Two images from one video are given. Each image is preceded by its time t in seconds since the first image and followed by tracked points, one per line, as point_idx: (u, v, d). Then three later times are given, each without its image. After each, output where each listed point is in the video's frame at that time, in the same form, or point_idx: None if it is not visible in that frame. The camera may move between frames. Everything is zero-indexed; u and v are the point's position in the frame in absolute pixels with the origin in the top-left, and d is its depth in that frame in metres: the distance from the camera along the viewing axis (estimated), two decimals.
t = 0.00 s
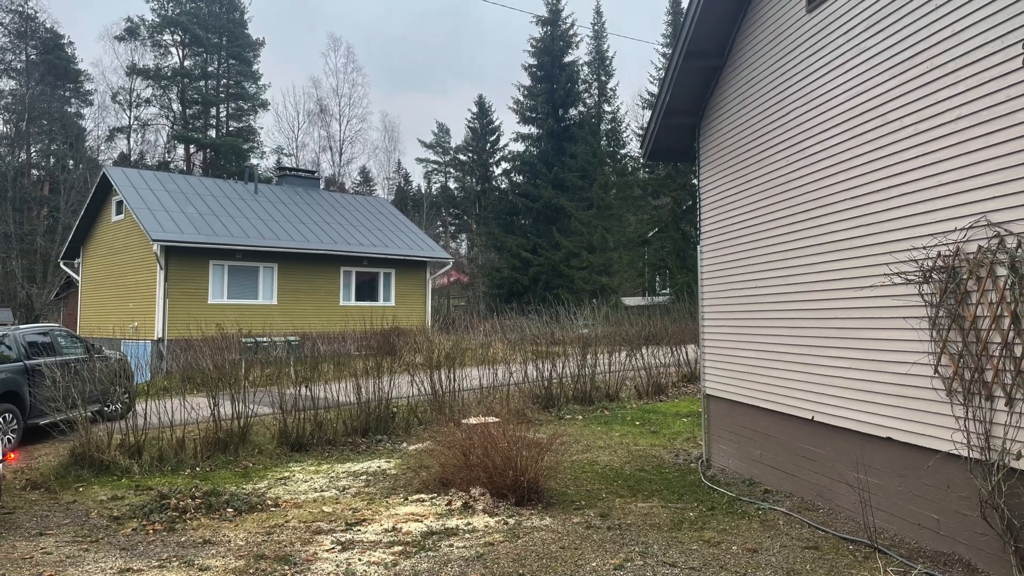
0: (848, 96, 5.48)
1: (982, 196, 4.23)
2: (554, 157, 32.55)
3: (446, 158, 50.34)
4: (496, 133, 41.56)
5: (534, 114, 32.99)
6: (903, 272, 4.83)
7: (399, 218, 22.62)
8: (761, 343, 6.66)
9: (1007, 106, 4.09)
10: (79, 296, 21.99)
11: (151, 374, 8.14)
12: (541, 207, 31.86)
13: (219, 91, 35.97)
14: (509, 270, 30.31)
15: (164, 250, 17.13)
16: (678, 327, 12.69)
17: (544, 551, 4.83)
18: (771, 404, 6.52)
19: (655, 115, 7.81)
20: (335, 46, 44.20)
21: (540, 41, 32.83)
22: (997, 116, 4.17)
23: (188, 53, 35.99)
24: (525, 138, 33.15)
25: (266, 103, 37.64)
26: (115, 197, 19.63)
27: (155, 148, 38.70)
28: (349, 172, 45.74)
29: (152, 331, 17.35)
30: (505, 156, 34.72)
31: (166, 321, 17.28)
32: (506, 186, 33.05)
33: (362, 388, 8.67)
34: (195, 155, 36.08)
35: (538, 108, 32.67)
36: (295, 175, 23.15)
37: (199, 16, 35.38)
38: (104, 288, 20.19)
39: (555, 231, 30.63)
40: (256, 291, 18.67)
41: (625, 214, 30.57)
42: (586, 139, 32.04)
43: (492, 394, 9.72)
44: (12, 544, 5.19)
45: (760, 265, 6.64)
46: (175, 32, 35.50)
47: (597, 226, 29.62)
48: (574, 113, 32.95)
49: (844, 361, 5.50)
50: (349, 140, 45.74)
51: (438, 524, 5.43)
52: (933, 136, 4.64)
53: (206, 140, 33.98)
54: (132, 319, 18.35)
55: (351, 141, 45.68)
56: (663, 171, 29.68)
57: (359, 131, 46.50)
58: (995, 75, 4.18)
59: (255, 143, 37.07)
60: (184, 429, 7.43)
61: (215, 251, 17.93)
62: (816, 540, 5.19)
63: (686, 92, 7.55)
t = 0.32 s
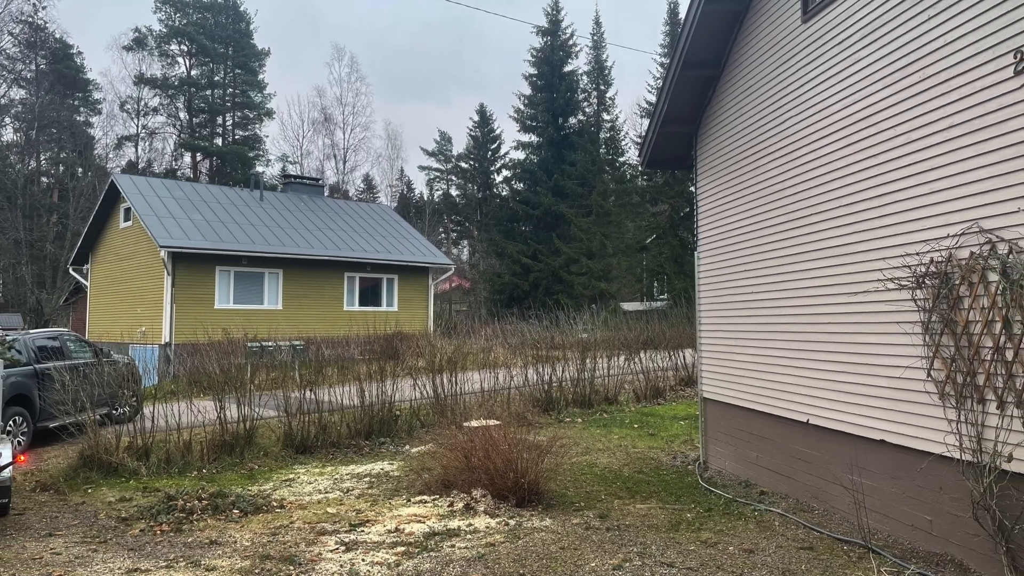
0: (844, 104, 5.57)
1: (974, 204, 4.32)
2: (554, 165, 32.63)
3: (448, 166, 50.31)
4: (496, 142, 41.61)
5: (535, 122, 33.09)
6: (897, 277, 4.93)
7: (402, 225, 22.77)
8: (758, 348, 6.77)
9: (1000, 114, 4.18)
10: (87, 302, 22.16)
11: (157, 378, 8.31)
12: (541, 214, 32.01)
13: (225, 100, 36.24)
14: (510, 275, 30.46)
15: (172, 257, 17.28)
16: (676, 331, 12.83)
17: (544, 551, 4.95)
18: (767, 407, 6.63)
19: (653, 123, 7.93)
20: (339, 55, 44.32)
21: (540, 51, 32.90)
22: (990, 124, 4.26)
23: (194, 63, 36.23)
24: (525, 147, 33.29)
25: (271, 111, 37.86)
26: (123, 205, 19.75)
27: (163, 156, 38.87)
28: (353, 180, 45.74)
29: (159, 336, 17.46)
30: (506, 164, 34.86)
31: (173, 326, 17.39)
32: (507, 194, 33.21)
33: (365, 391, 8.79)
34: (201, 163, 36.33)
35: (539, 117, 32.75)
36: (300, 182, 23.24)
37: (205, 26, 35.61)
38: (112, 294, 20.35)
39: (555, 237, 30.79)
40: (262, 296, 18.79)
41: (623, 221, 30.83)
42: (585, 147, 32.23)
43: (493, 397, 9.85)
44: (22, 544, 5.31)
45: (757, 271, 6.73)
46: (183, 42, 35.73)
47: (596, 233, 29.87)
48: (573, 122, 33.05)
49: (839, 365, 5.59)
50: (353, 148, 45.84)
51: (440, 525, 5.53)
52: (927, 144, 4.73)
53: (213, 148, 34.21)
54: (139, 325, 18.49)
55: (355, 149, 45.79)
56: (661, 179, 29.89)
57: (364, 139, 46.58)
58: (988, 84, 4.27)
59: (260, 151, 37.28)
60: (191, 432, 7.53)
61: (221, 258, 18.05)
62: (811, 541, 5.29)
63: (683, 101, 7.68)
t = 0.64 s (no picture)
0: (840, 112, 5.66)
1: (965, 211, 4.40)
2: (554, 173, 32.82)
3: (450, 173, 50.63)
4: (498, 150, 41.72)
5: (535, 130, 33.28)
6: (890, 282, 5.02)
7: (404, 230, 22.91)
8: (755, 352, 6.88)
9: (990, 124, 4.26)
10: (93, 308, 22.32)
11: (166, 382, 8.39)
12: (542, 220, 32.14)
13: (231, 108, 36.44)
14: (511, 281, 30.62)
15: (178, 262, 17.41)
16: (673, 336, 12.94)
17: (544, 551, 5.05)
18: (764, 410, 6.73)
19: (651, 132, 8.07)
20: (342, 63, 44.57)
21: (540, 61, 33.01)
22: (980, 132, 4.34)
23: (201, 72, 36.40)
24: (526, 154, 33.45)
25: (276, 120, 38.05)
26: (130, 211, 19.89)
27: (170, 164, 39.05)
28: (356, 187, 45.95)
29: (166, 340, 17.58)
30: (507, 172, 35.04)
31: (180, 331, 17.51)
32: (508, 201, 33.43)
33: (369, 395, 8.90)
34: (208, 171, 36.54)
35: (539, 125, 32.94)
36: (305, 190, 23.23)
37: (211, 36, 35.82)
38: (119, 300, 20.50)
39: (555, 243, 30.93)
40: (267, 301, 18.91)
41: (622, 227, 30.59)
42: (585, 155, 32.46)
43: (493, 401, 10.01)
44: (32, 544, 5.41)
45: (755, 276, 6.83)
46: (189, 51, 35.90)
47: (596, 239, 30.02)
48: (573, 130, 33.27)
49: (834, 369, 5.69)
50: (357, 155, 45.93)
51: (442, 526, 5.64)
52: (920, 152, 4.81)
53: (219, 156, 34.41)
54: (146, 329, 18.62)
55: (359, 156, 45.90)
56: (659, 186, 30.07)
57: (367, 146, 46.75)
58: (978, 93, 4.35)
59: (266, 159, 37.44)
60: (197, 435, 7.64)
61: (227, 263, 18.18)
62: (807, 542, 5.39)
63: (681, 110, 7.82)
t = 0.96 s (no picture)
0: (836, 120, 5.76)
1: (958, 218, 4.48)
2: (554, 181, 32.92)
3: (452, 181, 50.83)
4: (499, 157, 42.31)
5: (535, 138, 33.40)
6: (884, 288, 5.12)
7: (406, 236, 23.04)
8: (752, 356, 6.98)
9: (982, 132, 4.35)
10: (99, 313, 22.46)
11: (172, 386, 8.49)
12: (542, 227, 32.20)
13: (237, 117, 36.61)
14: (512, 286, 30.70)
15: (185, 268, 17.53)
16: (671, 340, 13.07)
17: (544, 551, 5.16)
18: (760, 412, 6.84)
19: (649, 140, 8.20)
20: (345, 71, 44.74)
21: (540, 70, 33.10)
22: (973, 141, 4.42)
23: (207, 81, 36.43)
24: (527, 162, 33.58)
25: (282, 128, 38.09)
26: (136, 218, 20.02)
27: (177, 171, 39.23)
28: (360, 194, 46.05)
29: (173, 344, 17.70)
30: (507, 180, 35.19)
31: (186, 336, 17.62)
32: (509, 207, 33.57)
33: (372, 398, 9.01)
34: (214, 178, 36.75)
35: (539, 133, 33.11)
36: (308, 196, 23.42)
37: (217, 45, 35.99)
38: (127, 305, 20.64)
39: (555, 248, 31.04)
40: (272, 307, 19.03)
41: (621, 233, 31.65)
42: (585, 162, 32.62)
43: (494, 404, 10.17)
44: (41, 545, 5.52)
45: (752, 281, 6.93)
46: (195, 61, 36.16)
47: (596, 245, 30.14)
48: (573, 138, 33.39)
49: (829, 373, 5.79)
50: (360, 163, 46.02)
51: (444, 526, 5.74)
52: (914, 159, 4.90)
53: (225, 164, 34.53)
54: (153, 335, 18.75)
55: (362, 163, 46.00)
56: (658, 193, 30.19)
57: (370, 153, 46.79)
58: (971, 102, 4.43)
59: (271, 166, 37.40)
60: (203, 437, 7.74)
61: (233, 269, 18.30)
62: (802, 542, 5.49)
63: (678, 118, 7.95)
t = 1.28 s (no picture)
0: (832, 128, 5.85)
1: (952, 223, 4.56)
2: (554, 187, 33.06)
3: (454, 186, 50.93)
4: (500, 163, 41.79)
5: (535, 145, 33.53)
6: (878, 291, 5.21)
7: (408, 241, 23.13)
8: (749, 359, 7.08)
9: (974, 139, 4.43)
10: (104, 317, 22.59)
11: (178, 388, 8.56)
12: (542, 232, 32.31)
13: (242, 123, 36.73)
14: (513, 290, 30.81)
15: (190, 273, 17.64)
16: (670, 343, 13.20)
17: (545, 552, 5.25)
18: (757, 414, 6.93)
19: (648, 146, 8.29)
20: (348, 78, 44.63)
21: (540, 77, 33.21)
22: (965, 147, 4.50)
23: (212, 89, 36.70)
24: (527, 168, 33.70)
25: (286, 135, 38.21)
26: (142, 224, 20.13)
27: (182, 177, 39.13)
28: (362, 200, 46.14)
29: (178, 348, 17.80)
30: (507, 186, 35.29)
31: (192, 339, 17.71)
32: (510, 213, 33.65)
33: (375, 401, 9.10)
34: (218, 184, 36.90)
35: (539, 140, 33.24)
36: (312, 203, 23.47)
37: (222, 53, 36.14)
38: (132, 309, 20.76)
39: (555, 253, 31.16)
40: (276, 311, 19.12)
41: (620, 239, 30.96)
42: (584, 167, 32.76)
43: (496, 406, 10.29)
44: (48, 545, 5.61)
45: (750, 286, 7.02)
46: (200, 68, 36.23)
47: (596, 249, 30.25)
48: (572, 144, 33.51)
49: (826, 376, 5.86)
50: (363, 169, 46.14)
51: (446, 527, 5.83)
52: (908, 166, 4.99)
53: (229, 169, 34.66)
54: (158, 338, 18.86)
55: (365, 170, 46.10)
56: (656, 198, 30.29)
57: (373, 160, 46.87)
58: (964, 109, 4.52)
59: (275, 173, 37.45)
60: (208, 439, 7.84)
61: (237, 273, 18.40)
62: (798, 543, 5.58)
63: (677, 124, 8.04)
